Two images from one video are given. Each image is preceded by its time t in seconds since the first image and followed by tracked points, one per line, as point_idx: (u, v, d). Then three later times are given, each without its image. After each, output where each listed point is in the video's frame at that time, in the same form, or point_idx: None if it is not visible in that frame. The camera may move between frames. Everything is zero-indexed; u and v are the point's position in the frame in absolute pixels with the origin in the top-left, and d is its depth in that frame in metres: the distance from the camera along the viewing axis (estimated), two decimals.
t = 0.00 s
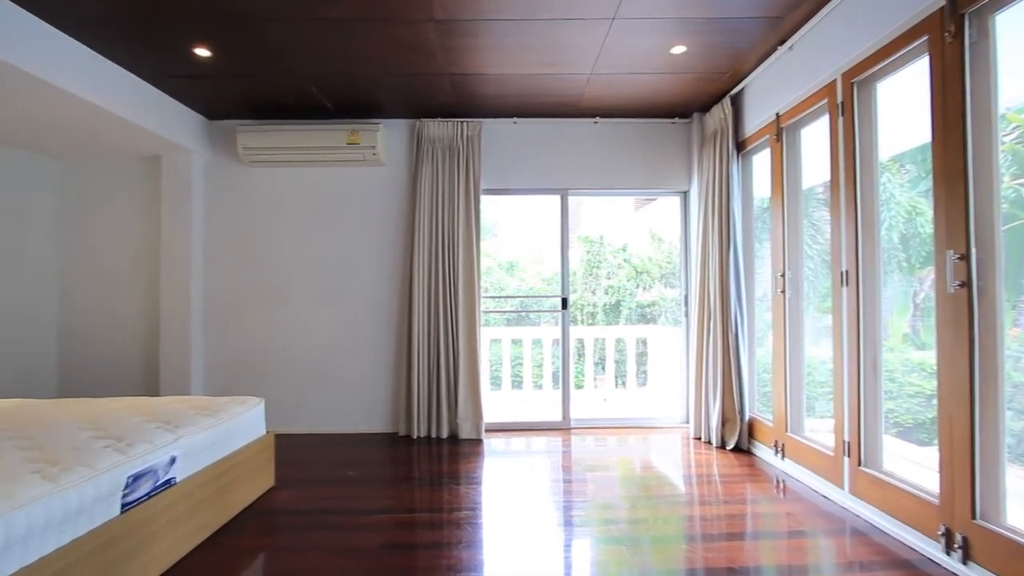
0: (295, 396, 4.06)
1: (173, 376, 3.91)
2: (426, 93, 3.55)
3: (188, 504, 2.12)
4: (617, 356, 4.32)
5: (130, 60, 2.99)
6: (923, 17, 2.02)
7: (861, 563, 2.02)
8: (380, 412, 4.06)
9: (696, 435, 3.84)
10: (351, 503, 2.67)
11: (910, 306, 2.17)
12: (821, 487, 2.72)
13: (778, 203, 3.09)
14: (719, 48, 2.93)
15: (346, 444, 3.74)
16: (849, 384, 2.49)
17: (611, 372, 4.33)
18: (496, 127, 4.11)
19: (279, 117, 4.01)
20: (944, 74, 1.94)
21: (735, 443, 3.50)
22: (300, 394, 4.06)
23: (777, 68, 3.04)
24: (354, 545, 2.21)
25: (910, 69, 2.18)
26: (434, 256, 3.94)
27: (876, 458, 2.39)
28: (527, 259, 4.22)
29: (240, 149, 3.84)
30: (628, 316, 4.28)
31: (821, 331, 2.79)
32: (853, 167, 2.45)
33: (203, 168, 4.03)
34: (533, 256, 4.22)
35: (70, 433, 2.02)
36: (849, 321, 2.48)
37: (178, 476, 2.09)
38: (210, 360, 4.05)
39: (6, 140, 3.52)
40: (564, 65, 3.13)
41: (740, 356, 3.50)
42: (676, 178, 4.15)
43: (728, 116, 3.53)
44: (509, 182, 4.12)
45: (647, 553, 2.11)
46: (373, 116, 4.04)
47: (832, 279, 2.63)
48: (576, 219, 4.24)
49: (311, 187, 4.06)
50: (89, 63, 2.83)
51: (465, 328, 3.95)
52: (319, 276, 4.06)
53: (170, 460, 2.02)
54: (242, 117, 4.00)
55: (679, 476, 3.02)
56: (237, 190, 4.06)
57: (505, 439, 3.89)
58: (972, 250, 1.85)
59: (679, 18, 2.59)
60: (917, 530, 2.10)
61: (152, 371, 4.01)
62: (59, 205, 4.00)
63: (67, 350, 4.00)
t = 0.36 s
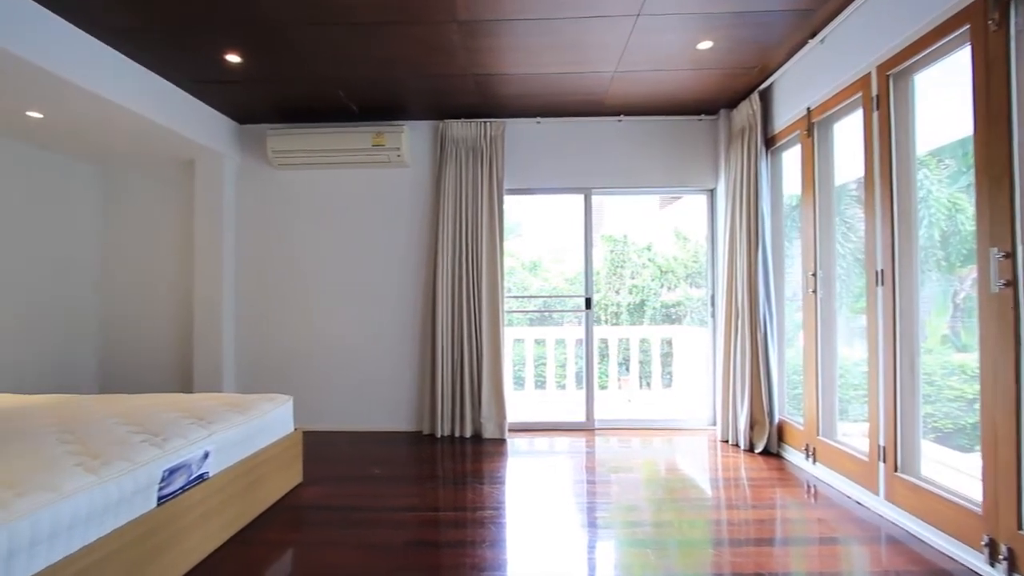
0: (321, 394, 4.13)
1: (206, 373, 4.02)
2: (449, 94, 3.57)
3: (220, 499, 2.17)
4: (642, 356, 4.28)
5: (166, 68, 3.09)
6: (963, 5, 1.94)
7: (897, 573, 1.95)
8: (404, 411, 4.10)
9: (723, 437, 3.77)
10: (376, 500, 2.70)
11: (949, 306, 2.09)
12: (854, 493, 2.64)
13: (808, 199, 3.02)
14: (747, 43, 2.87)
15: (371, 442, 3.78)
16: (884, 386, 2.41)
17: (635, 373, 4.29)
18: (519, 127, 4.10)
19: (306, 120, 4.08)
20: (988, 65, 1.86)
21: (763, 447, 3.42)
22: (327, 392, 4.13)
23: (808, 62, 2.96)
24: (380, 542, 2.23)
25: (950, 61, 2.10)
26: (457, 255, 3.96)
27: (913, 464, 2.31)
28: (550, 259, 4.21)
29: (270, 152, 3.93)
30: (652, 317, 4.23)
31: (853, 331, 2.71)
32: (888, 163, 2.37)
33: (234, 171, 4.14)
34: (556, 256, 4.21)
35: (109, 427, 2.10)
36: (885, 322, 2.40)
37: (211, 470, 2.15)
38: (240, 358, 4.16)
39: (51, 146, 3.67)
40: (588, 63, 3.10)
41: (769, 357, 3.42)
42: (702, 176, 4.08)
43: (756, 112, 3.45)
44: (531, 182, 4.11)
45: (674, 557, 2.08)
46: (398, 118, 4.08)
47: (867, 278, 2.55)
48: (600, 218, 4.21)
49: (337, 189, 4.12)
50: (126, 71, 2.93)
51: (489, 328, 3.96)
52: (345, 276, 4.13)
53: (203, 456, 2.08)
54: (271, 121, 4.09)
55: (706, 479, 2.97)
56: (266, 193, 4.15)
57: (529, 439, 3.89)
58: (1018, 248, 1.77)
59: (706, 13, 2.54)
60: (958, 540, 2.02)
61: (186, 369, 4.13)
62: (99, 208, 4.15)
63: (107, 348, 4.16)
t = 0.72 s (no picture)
0: (346, 392, 4.20)
1: (236, 371, 4.12)
2: (472, 94, 3.58)
3: (250, 493, 2.22)
4: (666, 357, 4.22)
5: (197, 74, 3.17)
6: None
7: None
8: (427, 410, 4.13)
9: (750, 440, 3.69)
10: (400, 498, 2.73)
11: (991, 307, 2.01)
12: (889, 498, 2.56)
13: (841, 196, 2.94)
14: (775, 36, 2.80)
15: (395, 440, 3.82)
16: (921, 389, 2.33)
17: (660, 374, 4.24)
18: (542, 126, 4.09)
19: (332, 123, 4.15)
20: None
21: (793, 450, 3.33)
22: (351, 391, 4.19)
23: (839, 55, 2.88)
24: (404, 539, 2.26)
25: (992, 51, 2.01)
26: (480, 256, 3.97)
27: (952, 470, 2.22)
28: (573, 258, 4.19)
29: (297, 155, 4.01)
30: (677, 317, 4.17)
31: (888, 332, 2.62)
32: (925, 158, 2.28)
33: (262, 174, 4.23)
34: (578, 256, 4.18)
35: (144, 423, 2.16)
36: (922, 322, 2.31)
37: (241, 466, 2.21)
38: (268, 356, 4.25)
39: (90, 152, 3.81)
40: (611, 61, 3.08)
41: (798, 358, 3.34)
42: (728, 174, 4.01)
43: (785, 107, 3.37)
44: (554, 181, 4.10)
45: (700, 561, 2.05)
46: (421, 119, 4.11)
47: (902, 277, 2.46)
48: (623, 217, 4.17)
49: (362, 190, 4.18)
50: (160, 77, 3.02)
51: (511, 327, 3.96)
52: (370, 276, 4.18)
53: (233, 451, 2.13)
54: (298, 124, 4.17)
55: (732, 483, 2.92)
56: (293, 195, 4.23)
57: (551, 439, 3.88)
58: None
59: (733, 7, 2.49)
60: (1001, 550, 1.93)
61: (217, 367, 4.24)
62: (135, 211, 4.30)
63: (143, 346, 4.30)
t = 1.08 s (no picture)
0: (370, 391, 4.25)
1: (264, 370, 4.22)
2: (495, 94, 3.58)
3: (277, 489, 2.27)
4: (691, 357, 4.16)
5: (227, 79, 3.25)
6: None
7: None
8: (450, 409, 4.15)
9: (778, 443, 3.61)
10: (423, 496, 2.75)
11: None
12: (925, 505, 2.47)
13: (873, 192, 2.86)
14: (804, 30, 2.73)
15: (418, 439, 3.85)
16: (959, 393, 2.24)
17: (684, 374, 4.18)
18: (564, 125, 4.07)
19: (356, 125, 4.20)
20: None
21: (823, 454, 3.25)
22: (375, 389, 4.24)
23: (872, 47, 2.79)
24: (427, 536, 2.28)
25: None
26: (502, 255, 3.98)
27: (993, 477, 2.13)
28: (595, 258, 4.16)
29: (322, 157, 4.08)
30: (701, 317, 4.11)
31: (923, 334, 2.53)
32: (965, 153, 2.20)
33: (289, 176, 4.31)
34: (601, 255, 4.16)
35: (177, 419, 2.23)
36: (961, 323, 2.23)
37: (270, 462, 2.25)
38: (294, 355, 4.33)
39: (125, 157, 3.94)
40: (634, 58, 3.04)
41: (828, 360, 3.26)
42: (755, 171, 3.92)
43: (815, 102, 3.28)
44: (576, 180, 4.07)
45: (726, 565, 2.01)
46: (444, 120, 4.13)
47: (939, 277, 2.37)
48: (646, 216, 4.12)
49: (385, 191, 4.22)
50: (191, 83, 3.10)
51: (534, 327, 3.95)
52: (393, 276, 4.22)
53: (262, 447, 2.18)
54: (323, 127, 4.24)
55: (759, 486, 2.86)
56: (319, 197, 4.30)
57: (573, 439, 3.86)
58: None
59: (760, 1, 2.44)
60: None
61: (245, 365, 4.34)
62: (168, 214, 4.43)
63: (175, 344, 4.42)
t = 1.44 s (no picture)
0: (395, 390, 4.29)
1: (292, 368, 4.30)
2: (518, 94, 3.58)
3: (305, 485, 2.31)
4: (717, 358, 4.09)
5: (257, 84, 3.33)
6: None
7: None
8: (473, 408, 4.17)
9: (808, 447, 3.52)
10: (447, 494, 2.76)
11: None
12: (966, 514, 2.37)
13: (910, 188, 2.76)
14: (837, 22, 2.66)
15: (442, 438, 3.88)
16: (1003, 397, 2.15)
17: (710, 375, 4.11)
18: (587, 124, 4.05)
19: (380, 127, 4.25)
20: None
21: (856, 459, 3.15)
22: (400, 388, 4.28)
23: (909, 38, 2.69)
24: (452, 534, 2.29)
25: None
26: (526, 255, 3.97)
27: None
28: (618, 257, 4.13)
29: (348, 159, 4.14)
30: (728, 317, 4.04)
31: (964, 335, 2.44)
32: (1009, 146, 2.10)
33: (315, 178, 4.39)
34: (624, 254, 4.12)
35: (210, 416, 2.29)
36: (1005, 324, 2.14)
37: (298, 458, 2.30)
38: (321, 353, 4.40)
39: (160, 161, 4.07)
40: (660, 55, 3.00)
41: (861, 361, 3.16)
42: (784, 168, 3.83)
43: (848, 96, 3.19)
44: (600, 179, 4.04)
45: (754, 571, 1.97)
46: (467, 121, 4.15)
47: (981, 276, 2.28)
48: (671, 215, 4.07)
49: (409, 192, 4.26)
50: (222, 88, 3.18)
51: (557, 327, 3.94)
52: (417, 275, 4.26)
53: (291, 444, 2.22)
54: (349, 130, 4.30)
55: (788, 491, 2.79)
56: (345, 198, 4.37)
57: (597, 440, 3.83)
58: None
59: None
60: None
61: (274, 363, 4.44)
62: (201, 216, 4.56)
63: (207, 343, 4.55)
